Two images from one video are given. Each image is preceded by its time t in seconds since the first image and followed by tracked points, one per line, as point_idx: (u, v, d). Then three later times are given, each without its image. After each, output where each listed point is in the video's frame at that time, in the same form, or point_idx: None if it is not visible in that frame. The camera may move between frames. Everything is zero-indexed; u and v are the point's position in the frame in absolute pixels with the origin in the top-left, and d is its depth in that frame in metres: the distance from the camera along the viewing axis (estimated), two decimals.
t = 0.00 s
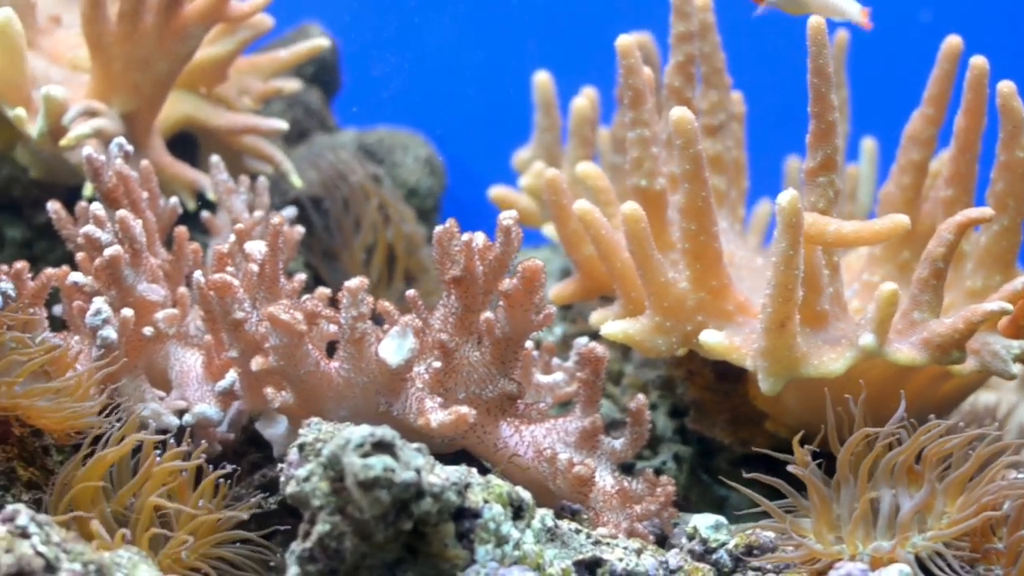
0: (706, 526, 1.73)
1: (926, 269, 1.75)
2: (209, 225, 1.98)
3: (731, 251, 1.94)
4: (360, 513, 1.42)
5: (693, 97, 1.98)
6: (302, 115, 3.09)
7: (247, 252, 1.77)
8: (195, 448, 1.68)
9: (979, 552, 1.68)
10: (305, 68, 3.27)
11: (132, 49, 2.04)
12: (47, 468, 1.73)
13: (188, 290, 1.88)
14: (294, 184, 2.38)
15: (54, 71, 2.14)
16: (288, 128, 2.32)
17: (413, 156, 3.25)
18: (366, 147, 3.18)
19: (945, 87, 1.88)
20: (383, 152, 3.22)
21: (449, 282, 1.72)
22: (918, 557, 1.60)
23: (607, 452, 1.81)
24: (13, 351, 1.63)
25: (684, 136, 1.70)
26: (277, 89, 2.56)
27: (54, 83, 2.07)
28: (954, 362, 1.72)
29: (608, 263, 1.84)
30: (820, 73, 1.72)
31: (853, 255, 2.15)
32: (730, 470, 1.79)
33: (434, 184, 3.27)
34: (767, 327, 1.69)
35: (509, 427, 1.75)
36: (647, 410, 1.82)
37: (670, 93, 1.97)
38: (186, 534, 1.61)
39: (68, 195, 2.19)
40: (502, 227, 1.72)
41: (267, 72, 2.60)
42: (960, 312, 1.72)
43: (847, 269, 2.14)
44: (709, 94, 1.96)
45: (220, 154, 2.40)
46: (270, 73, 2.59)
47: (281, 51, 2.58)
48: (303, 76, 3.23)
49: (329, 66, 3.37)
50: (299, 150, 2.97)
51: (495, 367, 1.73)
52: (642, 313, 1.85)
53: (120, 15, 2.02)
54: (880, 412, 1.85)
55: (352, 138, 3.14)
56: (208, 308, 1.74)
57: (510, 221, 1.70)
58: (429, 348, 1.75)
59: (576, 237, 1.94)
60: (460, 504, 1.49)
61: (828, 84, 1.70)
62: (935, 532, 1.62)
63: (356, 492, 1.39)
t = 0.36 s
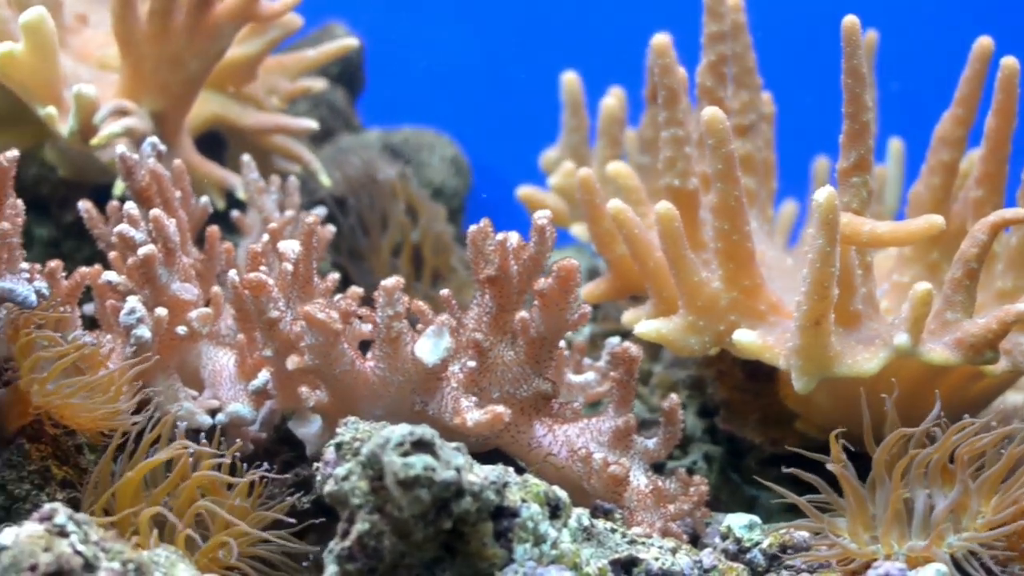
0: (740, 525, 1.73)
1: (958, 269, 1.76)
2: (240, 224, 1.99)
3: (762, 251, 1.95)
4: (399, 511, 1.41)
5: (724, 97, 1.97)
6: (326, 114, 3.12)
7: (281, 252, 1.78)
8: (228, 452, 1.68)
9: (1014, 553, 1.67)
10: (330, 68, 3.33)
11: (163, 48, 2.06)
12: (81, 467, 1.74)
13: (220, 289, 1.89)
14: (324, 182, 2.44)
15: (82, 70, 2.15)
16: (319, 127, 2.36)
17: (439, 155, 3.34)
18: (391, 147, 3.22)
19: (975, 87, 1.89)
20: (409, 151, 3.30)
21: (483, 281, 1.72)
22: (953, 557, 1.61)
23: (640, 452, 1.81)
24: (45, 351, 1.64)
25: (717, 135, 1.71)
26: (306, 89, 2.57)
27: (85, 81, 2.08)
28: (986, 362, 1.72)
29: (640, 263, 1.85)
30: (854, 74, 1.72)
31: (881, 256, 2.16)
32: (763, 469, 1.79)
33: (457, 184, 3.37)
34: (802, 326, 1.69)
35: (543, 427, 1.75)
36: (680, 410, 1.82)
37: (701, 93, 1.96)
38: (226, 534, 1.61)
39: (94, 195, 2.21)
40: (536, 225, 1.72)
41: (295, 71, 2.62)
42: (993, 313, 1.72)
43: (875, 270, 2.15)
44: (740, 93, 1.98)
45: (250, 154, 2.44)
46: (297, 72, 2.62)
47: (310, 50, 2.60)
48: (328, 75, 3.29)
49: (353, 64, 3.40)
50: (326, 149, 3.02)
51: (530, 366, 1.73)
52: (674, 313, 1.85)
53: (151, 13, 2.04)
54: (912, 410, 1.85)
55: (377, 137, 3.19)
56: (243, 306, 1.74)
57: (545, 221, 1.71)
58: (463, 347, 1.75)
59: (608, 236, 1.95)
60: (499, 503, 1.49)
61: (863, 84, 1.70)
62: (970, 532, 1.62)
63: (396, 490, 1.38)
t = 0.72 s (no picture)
0: (772, 525, 1.71)
1: (988, 270, 1.77)
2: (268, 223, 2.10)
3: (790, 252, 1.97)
4: (434, 510, 1.37)
5: (752, 98, 1.99)
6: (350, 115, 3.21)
7: (312, 251, 1.77)
8: (257, 445, 1.70)
9: None
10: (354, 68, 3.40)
11: (190, 47, 2.12)
12: (112, 465, 1.72)
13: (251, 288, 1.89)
14: (350, 181, 2.56)
15: (108, 69, 2.21)
16: (346, 127, 2.40)
17: (463, 156, 3.50)
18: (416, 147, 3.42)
19: (1004, 87, 1.89)
20: (433, 152, 3.46)
21: (514, 280, 1.72)
22: (987, 557, 1.61)
23: (670, 451, 1.81)
24: (76, 348, 1.65)
25: (749, 134, 1.71)
26: (333, 88, 2.65)
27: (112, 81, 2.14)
28: (1017, 362, 1.72)
29: (670, 262, 1.86)
30: (886, 74, 1.73)
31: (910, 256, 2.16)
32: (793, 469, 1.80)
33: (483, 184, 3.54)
34: (834, 327, 1.68)
35: (574, 426, 1.75)
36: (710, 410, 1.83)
37: (730, 94, 1.99)
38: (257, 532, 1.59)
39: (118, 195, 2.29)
40: (568, 225, 1.73)
41: (321, 71, 2.69)
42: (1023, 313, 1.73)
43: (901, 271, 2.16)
44: (768, 94, 1.99)
45: (278, 154, 2.53)
46: (324, 72, 2.68)
47: (337, 50, 2.69)
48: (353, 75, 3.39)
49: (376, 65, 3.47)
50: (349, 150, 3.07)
51: (561, 365, 1.73)
52: (704, 313, 1.86)
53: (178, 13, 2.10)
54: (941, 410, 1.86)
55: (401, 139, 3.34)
56: (275, 306, 1.74)
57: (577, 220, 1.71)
58: (495, 346, 1.75)
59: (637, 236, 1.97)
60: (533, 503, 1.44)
61: (895, 85, 1.71)
62: (1004, 533, 1.62)
63: (431, 489, 1.34)
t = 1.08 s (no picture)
0: (806, 526, 1.71)
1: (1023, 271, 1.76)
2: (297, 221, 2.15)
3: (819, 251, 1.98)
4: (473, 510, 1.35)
5: (783, 98, 2.01)
6: (377, 114, 3.25)
7: (346, 251, 1.78)
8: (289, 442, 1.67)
9: None
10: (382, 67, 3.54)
11: (219, 46, 2.15)
12: (144, 464, 1.73)
13: (284, 287, 1.90)
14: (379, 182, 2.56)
15: (138, 69, 2.23)
16: (374, 128, 2.41)
17: (491, 156, 3.59)
18: (442, 147, 3.56)
19: None
20: (460, 152, 3.57)
21: (549, 280, 1.72)
22: None
23: (704, 452, 1.80)
24: (111, 347, 1.67)
25: (781, 134, 1.70)
26: (360, 86, 2.67)
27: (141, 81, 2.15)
28: None
29: (703, 263, 1.86)
30: (920, 73, 1.71)
31: (941, 256, 2.16)
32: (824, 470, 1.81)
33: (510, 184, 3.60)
34: (869, 326, 1.68)
35: (608, 427, 1.75)
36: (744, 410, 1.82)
37: (761, 94, 2.03)
38: (293, 525, 1.63)
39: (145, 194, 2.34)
40: (602, 225, 1.72)
41: (350, 70, 2.70)
42: None
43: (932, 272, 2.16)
44: (798, 94, 2.00)
45: (308, 153, 2.57)
46: (352, 72, 2.69)
47: (365, 50, 2.72)
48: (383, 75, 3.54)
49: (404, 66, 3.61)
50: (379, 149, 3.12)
51: (596, 365, 1.73)
52: (737, 313, 1.86)
53: (208, 12, 2.12)
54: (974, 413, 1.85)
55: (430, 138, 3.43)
56: (307, 305, 1.73)
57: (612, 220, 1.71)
58: (530, 346, 1.75)
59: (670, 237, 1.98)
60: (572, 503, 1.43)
61: (929, 84, 1.70)
62: None
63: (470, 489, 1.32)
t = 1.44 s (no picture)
0: (840, 525, 1.71)
1: None
2: (327, 220, 2.25)
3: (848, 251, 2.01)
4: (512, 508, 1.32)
5: (814, 98, 2.04)
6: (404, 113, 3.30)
7: (380, 250, 1.79)
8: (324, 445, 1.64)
9: None
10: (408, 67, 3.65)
11: (249, 46, 2.20)
12: (177, 464, 1.70)
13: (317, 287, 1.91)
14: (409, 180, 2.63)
15: (166, 67, 2.28)
16: (405, 127, 2.51)
17: (517, 156, 3.62)
18: (470, 146, 3.54)
19: None
20: (487, 151, 3.60)
21: (584, 280, 1.71)
22: None
23: (738, 451, 1.80)
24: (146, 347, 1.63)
25: (813, 133, 1.69)
26: (390, 85, 2.72)
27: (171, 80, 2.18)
28: None
29: (735, 263, 1.87)
30: (957, 73, 1.72)
31: (973, 258, 2.16)
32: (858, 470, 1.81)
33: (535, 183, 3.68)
34: (902, 326, 1.68)
35: (641, 427, 1.75)
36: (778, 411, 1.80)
37: (792, 94, 2.06)
38: (327, 526, 1.60)
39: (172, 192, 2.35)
40: (636, 225, 1.71)
41: (380, 69, 2.76)
42: None
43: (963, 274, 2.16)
44: (828, 95, 2.04)
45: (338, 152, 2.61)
46: (381, 70, 2.75)
47: (394, 49, 2.77)
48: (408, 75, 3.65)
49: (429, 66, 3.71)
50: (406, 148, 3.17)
51: (630, 365, 1.73)
52: (770, 313, 1.86)
53: (238, 11, 2.18)
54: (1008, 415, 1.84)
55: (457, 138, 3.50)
56: (343, 304, 1.75)
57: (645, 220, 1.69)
58: (564, 346, 1.74)
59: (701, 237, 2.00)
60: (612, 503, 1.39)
61: (965, 84, 1.70)
62: None
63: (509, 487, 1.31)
